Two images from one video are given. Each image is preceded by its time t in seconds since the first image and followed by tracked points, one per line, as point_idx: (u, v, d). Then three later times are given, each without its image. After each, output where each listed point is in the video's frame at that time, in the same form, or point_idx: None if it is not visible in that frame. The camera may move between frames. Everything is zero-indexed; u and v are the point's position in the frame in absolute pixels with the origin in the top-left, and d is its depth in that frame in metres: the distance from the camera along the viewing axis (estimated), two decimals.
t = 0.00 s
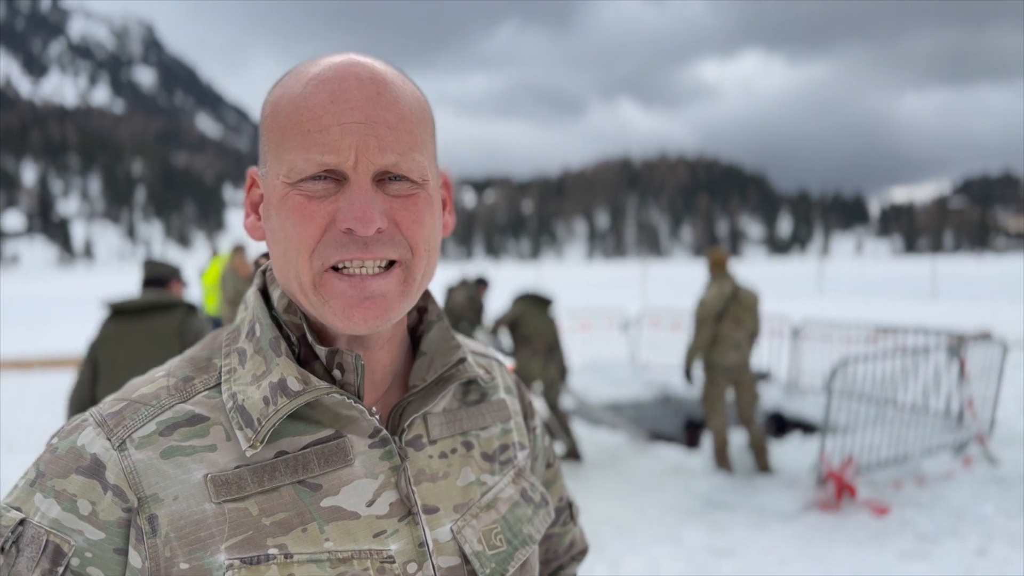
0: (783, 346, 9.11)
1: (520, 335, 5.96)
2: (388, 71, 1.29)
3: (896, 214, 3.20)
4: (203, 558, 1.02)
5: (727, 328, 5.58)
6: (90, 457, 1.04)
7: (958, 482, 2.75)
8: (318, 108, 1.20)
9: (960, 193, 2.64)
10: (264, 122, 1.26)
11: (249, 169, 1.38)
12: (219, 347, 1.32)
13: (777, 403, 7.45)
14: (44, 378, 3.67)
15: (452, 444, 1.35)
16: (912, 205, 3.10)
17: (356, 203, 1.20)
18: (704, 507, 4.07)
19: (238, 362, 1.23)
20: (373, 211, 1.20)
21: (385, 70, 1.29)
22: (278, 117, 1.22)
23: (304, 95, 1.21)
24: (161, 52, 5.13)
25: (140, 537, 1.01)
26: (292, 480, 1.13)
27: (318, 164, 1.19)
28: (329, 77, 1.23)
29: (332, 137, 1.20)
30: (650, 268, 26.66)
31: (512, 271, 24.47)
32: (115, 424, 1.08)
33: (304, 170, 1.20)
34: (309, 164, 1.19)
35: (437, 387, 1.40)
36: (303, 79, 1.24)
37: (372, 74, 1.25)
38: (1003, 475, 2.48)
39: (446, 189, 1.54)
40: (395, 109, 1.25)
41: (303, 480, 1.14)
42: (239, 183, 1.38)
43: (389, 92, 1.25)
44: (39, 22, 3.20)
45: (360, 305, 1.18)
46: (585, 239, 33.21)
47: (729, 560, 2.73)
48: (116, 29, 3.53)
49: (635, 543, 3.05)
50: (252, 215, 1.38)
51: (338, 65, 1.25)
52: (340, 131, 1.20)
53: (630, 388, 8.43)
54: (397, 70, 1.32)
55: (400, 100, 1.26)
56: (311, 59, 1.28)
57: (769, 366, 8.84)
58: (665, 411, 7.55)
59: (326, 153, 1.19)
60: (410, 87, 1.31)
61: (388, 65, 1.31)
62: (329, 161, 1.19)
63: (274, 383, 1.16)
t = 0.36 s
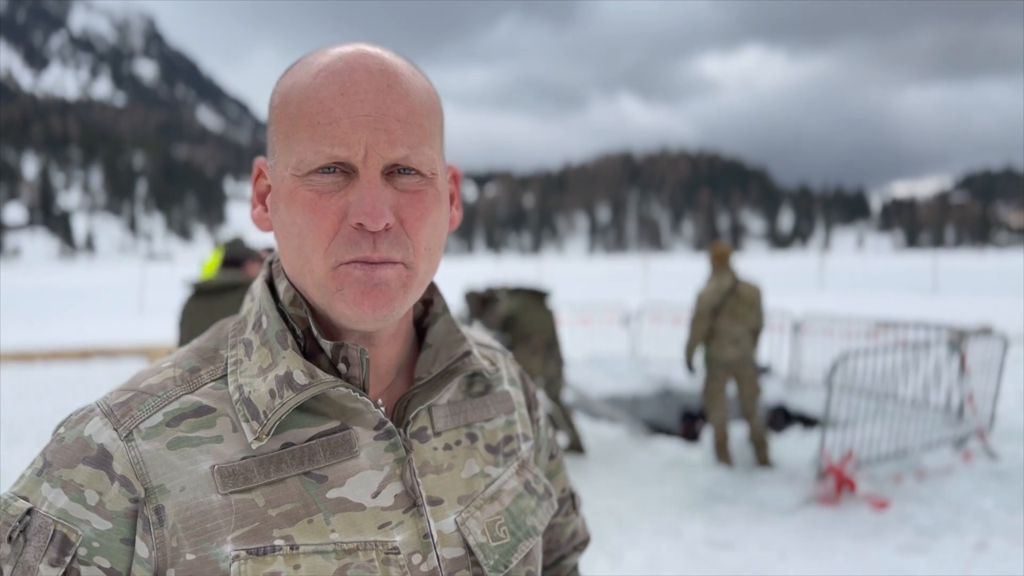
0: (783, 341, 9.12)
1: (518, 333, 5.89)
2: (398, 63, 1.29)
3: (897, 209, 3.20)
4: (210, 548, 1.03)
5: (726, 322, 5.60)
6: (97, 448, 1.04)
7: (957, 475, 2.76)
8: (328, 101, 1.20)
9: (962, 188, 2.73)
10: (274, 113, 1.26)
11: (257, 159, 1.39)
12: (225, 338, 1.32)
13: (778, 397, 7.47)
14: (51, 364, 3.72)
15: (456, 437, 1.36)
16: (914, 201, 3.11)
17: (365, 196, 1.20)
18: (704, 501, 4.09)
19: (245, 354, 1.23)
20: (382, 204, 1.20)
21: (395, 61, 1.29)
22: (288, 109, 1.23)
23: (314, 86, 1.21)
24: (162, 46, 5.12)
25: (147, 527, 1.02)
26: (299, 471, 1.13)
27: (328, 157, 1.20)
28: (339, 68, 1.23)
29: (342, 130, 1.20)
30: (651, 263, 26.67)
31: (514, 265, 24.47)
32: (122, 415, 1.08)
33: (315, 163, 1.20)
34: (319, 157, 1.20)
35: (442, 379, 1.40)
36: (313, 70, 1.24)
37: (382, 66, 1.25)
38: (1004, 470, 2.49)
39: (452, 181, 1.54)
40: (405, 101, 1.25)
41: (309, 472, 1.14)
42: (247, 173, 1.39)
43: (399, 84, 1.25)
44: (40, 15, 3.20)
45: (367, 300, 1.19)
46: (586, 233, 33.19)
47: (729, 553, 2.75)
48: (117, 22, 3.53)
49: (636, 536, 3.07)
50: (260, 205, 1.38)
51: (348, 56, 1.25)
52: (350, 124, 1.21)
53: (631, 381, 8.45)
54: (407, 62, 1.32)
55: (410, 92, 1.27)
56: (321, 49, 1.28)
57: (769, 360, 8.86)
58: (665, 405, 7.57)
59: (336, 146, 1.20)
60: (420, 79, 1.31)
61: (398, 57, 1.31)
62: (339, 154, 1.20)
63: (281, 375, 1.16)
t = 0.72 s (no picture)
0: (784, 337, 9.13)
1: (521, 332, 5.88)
2: (407, 58, 1.29)
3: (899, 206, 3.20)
4: (216, 538, 1.03)
5: (726, 318, 5.59)
6: (103, 435, 1.04)
7: (957, 472, 2.76)
8: (336, 94, 1.20)
9: (964, 185, 2.67)
10: (282, 107, 1.25)
11: (264, 154, 1.38)
12: (232, 329, 1.32)
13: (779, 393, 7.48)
14: (50, 359, 3.70)
15: (462, 430, 1.36)
16: (915, 197, 3.11)
17: (370, 189, 1.19)
18: (704, 497, 4.10)
19: (252, 344, 1.23)
20: (388, 198, 1.19)
21: (404, 56, 1.28)
22: (297, 102, 1.22)
23: (323, 79, 1.20)
24: (162, 40, 5.10)
25: (154, 516, 1.02)
26: (306, 461, 1.13)
27: (335, 150, 1.19)
28: (348, 62, 1.22)
29: (350, 123, 1.20)
30: (651, 258, 26.68)
31: (514, 261, 24.49)
32: (129, 403, 1.08)
33: (321, 155, 1.20)
34: (326, 150, 1.19)
35: (448, 372, 1.40)
36: (321, 64, 1.23)
37: (391, 60, 1.25)
38: (1004, 466, 2.48)
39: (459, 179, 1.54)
40: (413, 96, 1.25)
41: (317, 463, 1.14)
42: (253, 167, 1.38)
43: (407, 79, 1.25)
44: (40, 8, 3.19)
45: (370, 293, 1.18)
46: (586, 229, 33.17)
47: (729, 549, 2.74)
48: (118, 16, 3.51)
49: (635, 532, 3.07)
50: (266, 199, 1.37)
51: (357, 50, 1.25)
52: (357, 117, 1.20)
53: (630, 377, 8.45)
54: (415, 57, 1.31)
55: (418, 87, 1.26)
56: (329, 44, 1.27)
57: (769, 356, 8.86)
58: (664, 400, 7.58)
59: (343, 139, 1.19)
60: (429, 74, 1.31)
61: (407, 52, 1.30)
62: (346, 147, 1.19)
63: (289, 365, 1.16)
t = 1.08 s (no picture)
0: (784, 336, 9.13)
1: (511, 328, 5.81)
2: (402, 50, 1.30)
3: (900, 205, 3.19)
4: (223, 529, 1.04)
5: (727, 316, 5.59)
6: (110, 427, 1.04)
7: (957, 471, 2.77)
8: (333, 84, 1.21)
9: (964, 184, 2.71)
10: (281, 103, 1.26)
11: (266, 154, 1.39)
12: (238, 324, 1.32)
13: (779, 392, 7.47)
14: (52, 355, 3.70)
15: (469, 424, 1.36)
16: (916, 196, 3.10)
17: (369, 176, 1.20)
18: (704, 495, 4.10)
19: (258, 338, 1.23)
20: (386, 183, 1.20)
21: (400, 49, 1.29)
22: (295, 96, 1.23)
23: (319, 71, 1.22)
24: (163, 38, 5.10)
25: (159, 507, 1.02)
26: (313, 453, 1.13)
27: (333, 139, 1.20)
28: (344, 54, 1.23)
29: (347, 112, 1.20)
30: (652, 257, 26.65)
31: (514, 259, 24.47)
32: (136, 395, 1.08)
33: (320, 145, 1.20)
34: (324, 139, 1.20)
35: (453, 367, 1.40)
36: (318, 57, 1.24)
37: (386, 51, 1.25)
38: (1003, 466, 2.48)
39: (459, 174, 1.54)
40: (409, 85, 1.25)
41: (324, 454, 1.14)
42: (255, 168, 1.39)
43: (403, 69, 1.26)
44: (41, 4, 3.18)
45: (372, 279, 1.18)
46: (587, 228, 33.14)
47: (729, 547, 2.76)
48: (118, 12, 3.50)
49: (634, 530, 3.08)
50: (268, 198, 1.38)
51: (353, 44, 1.26)
52: (354, 106, 1.21)
53: (630, 375, 8.46)
54: (410, 50, 1.32)
55: (414, 77, 1.27)
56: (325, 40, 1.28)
57: (769, 355, 8.87)
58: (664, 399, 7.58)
59: (341, 127, 1.20)
60: (424, 66, 1.31)
61: (402, 45, 1.31)
62: (344, 135, 1.20)
63: (295, 357, 1.16)
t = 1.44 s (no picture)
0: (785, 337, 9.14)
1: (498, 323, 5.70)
2: (417, 61, 1.29)
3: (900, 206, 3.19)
4: (222, 527, 1.04)
5: (728, 317, 5.60)
6: (109, 426, 1.05)
7: (957, 472, 2.77)
8: (346, 95, 1.21)
9: (964, 186, 2.73)
10: (292, 107, 1.26)
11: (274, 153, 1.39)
12: (237, 322, 1.33)
13: (779, 393, 7.48)
14: (56, 355, 3.73)
15: (467, 423, 1.36)
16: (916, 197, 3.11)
17: (378, 191, 1.20)
18: (704, 496, 4.10)
19: (256, 337, 1.24)
20: (394, 200, 1.20)
21: (414, 60, 1.29)
22: (306, 102, 1.23)
23: (333, 81, 1.21)
24: (164, 38, 5.11)
25: (158, 505, 1.02)
26: (311, 452, 1.14)
27: (343, 151, 1.20)
28: (358, 64, 1.23)
29: (358, 125, 1.20)
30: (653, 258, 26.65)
31: (515, 260, 24.49)
32: (136, 395, 1.09)
33: (329, 156, 1.20)
34: (334, 151, 1.20)
35: (452, 366, 1.41)
36: (333, 65, 1.24)
37: (402, 64, 1.25)
38: (1004, 467, 2.48)
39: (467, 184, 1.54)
40: (422, 99, 1.25)
41: (322, 453, 1.15)
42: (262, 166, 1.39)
43: (417, 82, 1.25)
44: (42, 4, 3.19)
45: (377, 294, 1.19)
46: (588, 229, 33.18)
47: (728, 547, 2.76)
48: (119, 12, 3.51)
49: (634, 530, 3.09)
50: (274, 198, 1.37)
51: (368, 52, 1.25)
52: (366, 119, 1.20)
53: (630, 376, 8.47)
54: (426, 61, 1.32)
55: (428, 91, 1.27)
56: (340, 46, 1.28)
57: (770, 356, 8.88)
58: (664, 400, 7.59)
59: (352, 140, 1.20)
60: (439, 79, 1.31)
61: (417, 56, 1.31)
62: (354, 148, 1.20)
63: (292, 357, 1.16)
